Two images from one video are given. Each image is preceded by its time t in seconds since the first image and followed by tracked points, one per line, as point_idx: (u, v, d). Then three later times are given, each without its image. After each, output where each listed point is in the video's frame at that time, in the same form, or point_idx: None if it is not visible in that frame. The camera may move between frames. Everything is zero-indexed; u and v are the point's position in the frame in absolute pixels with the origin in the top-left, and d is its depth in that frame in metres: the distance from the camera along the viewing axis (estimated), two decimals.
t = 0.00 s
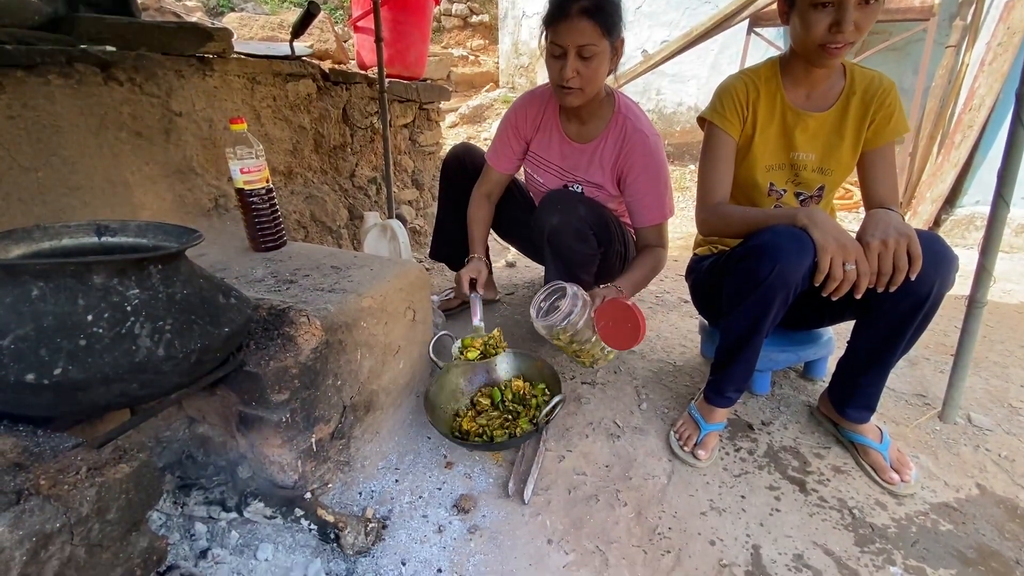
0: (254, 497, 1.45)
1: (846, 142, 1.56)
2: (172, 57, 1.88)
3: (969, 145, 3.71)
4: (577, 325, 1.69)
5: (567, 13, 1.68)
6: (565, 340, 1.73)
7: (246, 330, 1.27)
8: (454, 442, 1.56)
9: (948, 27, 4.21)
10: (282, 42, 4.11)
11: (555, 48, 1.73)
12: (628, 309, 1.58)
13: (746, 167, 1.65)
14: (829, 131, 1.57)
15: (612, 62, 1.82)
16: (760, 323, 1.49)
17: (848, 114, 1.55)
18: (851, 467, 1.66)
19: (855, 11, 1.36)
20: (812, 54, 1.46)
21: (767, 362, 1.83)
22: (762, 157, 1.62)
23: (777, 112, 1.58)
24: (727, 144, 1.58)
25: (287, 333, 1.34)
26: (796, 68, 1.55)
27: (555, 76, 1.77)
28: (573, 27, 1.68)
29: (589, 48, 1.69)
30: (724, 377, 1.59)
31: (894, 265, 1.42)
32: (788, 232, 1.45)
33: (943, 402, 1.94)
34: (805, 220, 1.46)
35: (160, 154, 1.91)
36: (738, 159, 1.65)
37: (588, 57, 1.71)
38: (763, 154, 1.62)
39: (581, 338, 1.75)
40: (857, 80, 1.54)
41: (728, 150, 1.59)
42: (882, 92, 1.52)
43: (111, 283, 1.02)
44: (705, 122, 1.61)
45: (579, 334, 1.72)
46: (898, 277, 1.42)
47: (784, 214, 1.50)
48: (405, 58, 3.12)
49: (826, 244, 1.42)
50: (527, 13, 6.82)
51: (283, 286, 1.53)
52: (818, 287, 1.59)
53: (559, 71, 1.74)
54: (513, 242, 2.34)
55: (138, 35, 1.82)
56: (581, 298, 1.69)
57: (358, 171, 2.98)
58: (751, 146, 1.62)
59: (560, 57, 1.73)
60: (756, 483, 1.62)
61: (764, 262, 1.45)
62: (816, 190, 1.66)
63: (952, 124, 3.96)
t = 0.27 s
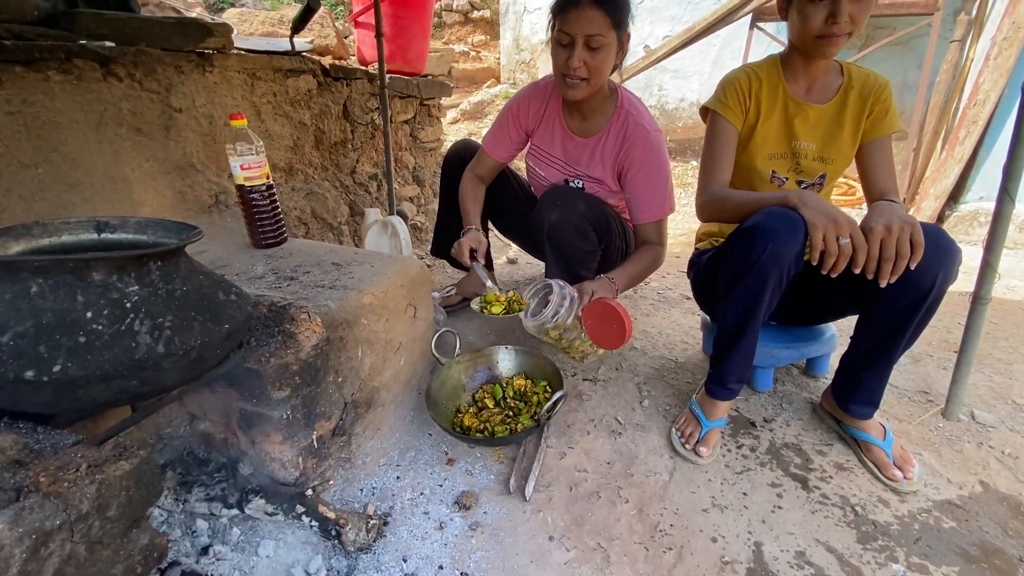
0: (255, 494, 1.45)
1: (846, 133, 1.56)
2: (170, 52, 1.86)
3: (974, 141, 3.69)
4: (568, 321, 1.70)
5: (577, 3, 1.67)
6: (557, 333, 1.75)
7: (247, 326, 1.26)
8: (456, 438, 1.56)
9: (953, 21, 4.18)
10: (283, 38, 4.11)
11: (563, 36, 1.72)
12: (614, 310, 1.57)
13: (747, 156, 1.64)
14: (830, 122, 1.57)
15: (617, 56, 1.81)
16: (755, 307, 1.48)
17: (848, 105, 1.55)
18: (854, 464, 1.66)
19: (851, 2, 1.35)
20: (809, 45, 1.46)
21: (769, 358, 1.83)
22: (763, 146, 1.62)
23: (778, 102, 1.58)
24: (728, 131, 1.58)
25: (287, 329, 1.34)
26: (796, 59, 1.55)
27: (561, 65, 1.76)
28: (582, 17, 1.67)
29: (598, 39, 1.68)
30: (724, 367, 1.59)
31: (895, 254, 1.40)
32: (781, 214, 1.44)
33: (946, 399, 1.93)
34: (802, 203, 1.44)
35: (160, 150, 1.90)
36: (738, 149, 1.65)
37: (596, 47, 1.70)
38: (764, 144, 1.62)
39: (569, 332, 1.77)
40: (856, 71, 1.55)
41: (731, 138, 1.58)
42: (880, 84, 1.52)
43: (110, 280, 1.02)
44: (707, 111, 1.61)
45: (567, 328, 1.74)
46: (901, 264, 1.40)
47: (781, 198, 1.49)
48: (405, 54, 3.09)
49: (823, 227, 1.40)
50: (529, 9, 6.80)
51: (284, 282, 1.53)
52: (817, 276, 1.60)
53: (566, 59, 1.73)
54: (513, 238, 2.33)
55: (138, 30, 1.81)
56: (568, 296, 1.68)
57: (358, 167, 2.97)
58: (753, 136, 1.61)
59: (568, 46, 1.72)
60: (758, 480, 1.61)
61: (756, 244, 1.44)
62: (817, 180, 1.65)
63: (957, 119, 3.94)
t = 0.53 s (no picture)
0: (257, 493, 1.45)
1: (844, 126, 1.56)
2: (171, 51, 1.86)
3: (976, 140, 3.68)
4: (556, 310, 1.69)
5: None
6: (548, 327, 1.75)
7: (248, 325, 1.26)
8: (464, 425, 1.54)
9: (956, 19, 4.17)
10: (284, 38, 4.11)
11: (567, 32, 1.71)
12: (606, 303, 1.56)
13: (744, 149, 1.63)
14: (826, 116, 1.57)
15: (620, 54, 1.81)
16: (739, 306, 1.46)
17: (844, 99, 1.55)
18: (857, 464, 1.65)
19: None
20: (812, 36, 1.44)
21: (771, 357, 1.82)
22: (761, 140, 1.60)
23: (774, 97, 1.58)
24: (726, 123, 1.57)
25: (289, 329, 1.34)
26: (791, 54, 1.55)
27: (564, 61, 1.75)
28: (585, 12, 1.66)
29: (602, 35, 1.68)
30: (707, 374, 1.54)
31: (892, 226, 1.33)
32: (768, 214, 1.46)
33: (950, 398, 1.92)
34: (792, 174, 1.37)
35: (162, 150, 1.90)
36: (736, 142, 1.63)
37: (599, 43, 1.69)
38: (762, 137, 1.60)
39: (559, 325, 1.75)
40: (850, 66, 1.55)
41: (727, 130, 1.58)
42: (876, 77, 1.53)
43: (112, 279, 1.02)
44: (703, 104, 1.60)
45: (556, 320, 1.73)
46: (891, 237, 1.34)
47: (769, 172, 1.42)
48: (407, 52, 3.10)
49: (818, 197, 1.32)
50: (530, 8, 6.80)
51: (286, 281, 1.53)
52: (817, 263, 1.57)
53: (569, 54, 1.73)
54: (514, 237, 2.32)
55: (139, 29, 1.79)
56: (559, 286, 1.67)
57: (360, 166, 2.97)
58: (750, 128, 1.60)
59: (572, 41, 1.72)
60: (761, 479, 1.60)
61: (743, 240, 1.45)
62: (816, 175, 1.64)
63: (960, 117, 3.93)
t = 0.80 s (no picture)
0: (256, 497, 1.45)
1: (846, 127, 1.55)
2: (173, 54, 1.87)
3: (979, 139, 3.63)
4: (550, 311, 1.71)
5: None
6: (542, 334, 1.78)
7: (248, 327, 1.25)
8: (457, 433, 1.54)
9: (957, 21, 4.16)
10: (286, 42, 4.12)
11: (563, 34, 1.71)
12: (599, 297, 1.55)
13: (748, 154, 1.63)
14: (828, 117, 1.56)
15: (618, 56, 1.81)
16: (738, 314, 1.45)
17: (846, 99, 1.54)
18: (860, 467, 1.63)
19: None
20: (816, 31, 1.43)
21: (772, 358, 1.82)
22: (764, 144, 1.60)
23: (774, 98, 1.57)
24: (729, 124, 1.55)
25: (288, 331, 1.34)
26: (792, 54, 1.54)
27: (560, 64, 1.75)
28: (583, 13, 1.67)
29: (597, 36, 1.68)
30: (706, 386, 1.53)
31: (924, 227, 1.27)
32: (767, 223, 1.45)
33: (953, 400, 1.91)
34: (823, 151, 1.29)
35: (163, 152, 1.90)
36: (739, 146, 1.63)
37: (596, 45, 1.70)
38: (763, 142, 1.60)
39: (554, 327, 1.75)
40: (851, 66, 1.55)
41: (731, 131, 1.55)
42: (878, 76, 1.52)
43: (111, 281, 1.01)
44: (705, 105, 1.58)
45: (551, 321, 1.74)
46: (913, 244, 1.28)
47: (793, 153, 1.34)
48: (408, 56, 3.10)
49: (855, 175, 1.24)
50: (531, 11, 6.81)
51: (286, 283, 1.53)
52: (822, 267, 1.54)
53: (566, 56, 1.73)
54: (513, 237, 2.32)
55: (142, 33, 1.81)
56: (553, 284, 1.71)
57: (360, 169, 2.97)
58: (753, 132, 1.60)
59: (568, 43, 1.72)
60: (763, 482, 1.60)
61: (741, 248, 1.44)
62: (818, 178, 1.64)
63: (961, 119, 3.92)
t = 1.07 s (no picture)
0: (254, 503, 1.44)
1: (856, 140, 1.54)
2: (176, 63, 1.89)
3: (978, 143, 3.65)
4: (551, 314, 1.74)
5: (576, 7, 1.68)
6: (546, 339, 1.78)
7: (247, 333, 1.25)
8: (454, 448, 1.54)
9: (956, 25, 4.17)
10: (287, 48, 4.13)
11: (560, 42, 1.72)
12: (597, 300, 1.53)
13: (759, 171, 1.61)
14: (836, 129, 1.55)
15: (615, 62, 1.81)
16: (736, 321, 1.45)
17: (858, 110, 1.52)
18: (861, 473, 1.63)
19: None
20: (832, 37, 1.38)
21: (773, 364, 1.81)
22: (773, 160, 1.59)
23: (785, 111, 1.55)
24: (743, 128, 1.44)
25: (287, 337, 1.33)
26: (804, 63, 1.51)
27: (558, 72, 1.76)
28: (579, 21, 1.67)
29: (594, 43, 1.69)
30: (705, 393, 1.53)
31: None
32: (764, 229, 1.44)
33: (954, 405, 1.90)
34: (867, 241, 1.12)
35: (164, 158, 1.91)
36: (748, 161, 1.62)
37: (593, 53, 1.70)
38: (773, 157, 1.59)
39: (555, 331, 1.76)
40: (864, 74, 1.51)
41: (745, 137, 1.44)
42: (894, 83, 1.49)
43: (110, 287, 1.01)
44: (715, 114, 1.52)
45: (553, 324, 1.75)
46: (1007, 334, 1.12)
47: (838, 218, 1.16)
48: (408, 62, 3.12)
49: (890, 287, 1.09)
50: (530, 17, 6.84)
51: (285, 289, 1.53)
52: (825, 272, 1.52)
53: (563, 64, 1.73)
54: (512, 243, 2.34)
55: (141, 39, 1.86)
56: (554, 288, 1.75)
57: (360, 174, 2.98)
58: (763, 148, 1.59)
59: (565, 51, 1.73)
60: (763, 487, 1.59)
61: (739, 255, 1.44)
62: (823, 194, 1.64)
63: (961, 123, 3.92)
